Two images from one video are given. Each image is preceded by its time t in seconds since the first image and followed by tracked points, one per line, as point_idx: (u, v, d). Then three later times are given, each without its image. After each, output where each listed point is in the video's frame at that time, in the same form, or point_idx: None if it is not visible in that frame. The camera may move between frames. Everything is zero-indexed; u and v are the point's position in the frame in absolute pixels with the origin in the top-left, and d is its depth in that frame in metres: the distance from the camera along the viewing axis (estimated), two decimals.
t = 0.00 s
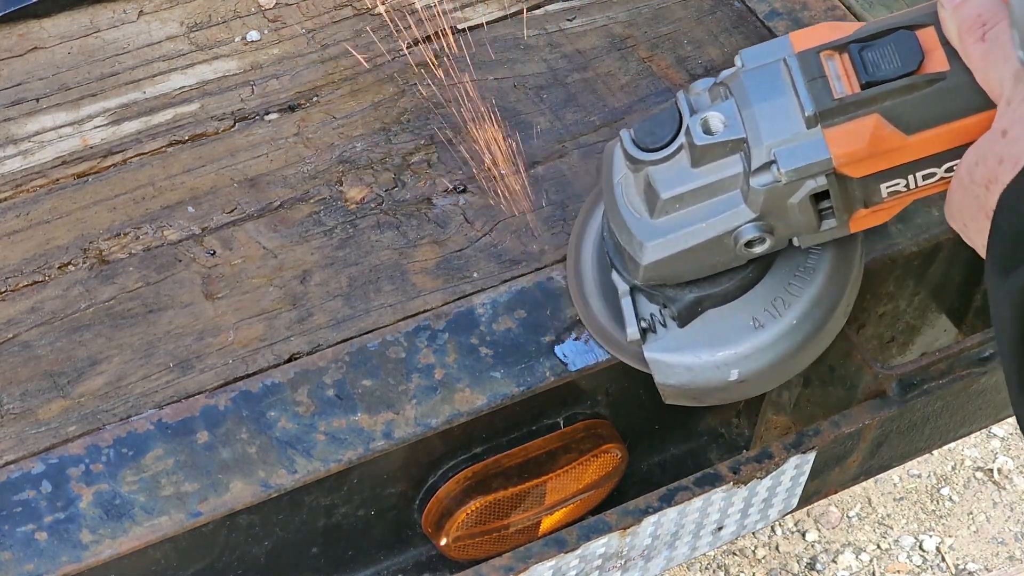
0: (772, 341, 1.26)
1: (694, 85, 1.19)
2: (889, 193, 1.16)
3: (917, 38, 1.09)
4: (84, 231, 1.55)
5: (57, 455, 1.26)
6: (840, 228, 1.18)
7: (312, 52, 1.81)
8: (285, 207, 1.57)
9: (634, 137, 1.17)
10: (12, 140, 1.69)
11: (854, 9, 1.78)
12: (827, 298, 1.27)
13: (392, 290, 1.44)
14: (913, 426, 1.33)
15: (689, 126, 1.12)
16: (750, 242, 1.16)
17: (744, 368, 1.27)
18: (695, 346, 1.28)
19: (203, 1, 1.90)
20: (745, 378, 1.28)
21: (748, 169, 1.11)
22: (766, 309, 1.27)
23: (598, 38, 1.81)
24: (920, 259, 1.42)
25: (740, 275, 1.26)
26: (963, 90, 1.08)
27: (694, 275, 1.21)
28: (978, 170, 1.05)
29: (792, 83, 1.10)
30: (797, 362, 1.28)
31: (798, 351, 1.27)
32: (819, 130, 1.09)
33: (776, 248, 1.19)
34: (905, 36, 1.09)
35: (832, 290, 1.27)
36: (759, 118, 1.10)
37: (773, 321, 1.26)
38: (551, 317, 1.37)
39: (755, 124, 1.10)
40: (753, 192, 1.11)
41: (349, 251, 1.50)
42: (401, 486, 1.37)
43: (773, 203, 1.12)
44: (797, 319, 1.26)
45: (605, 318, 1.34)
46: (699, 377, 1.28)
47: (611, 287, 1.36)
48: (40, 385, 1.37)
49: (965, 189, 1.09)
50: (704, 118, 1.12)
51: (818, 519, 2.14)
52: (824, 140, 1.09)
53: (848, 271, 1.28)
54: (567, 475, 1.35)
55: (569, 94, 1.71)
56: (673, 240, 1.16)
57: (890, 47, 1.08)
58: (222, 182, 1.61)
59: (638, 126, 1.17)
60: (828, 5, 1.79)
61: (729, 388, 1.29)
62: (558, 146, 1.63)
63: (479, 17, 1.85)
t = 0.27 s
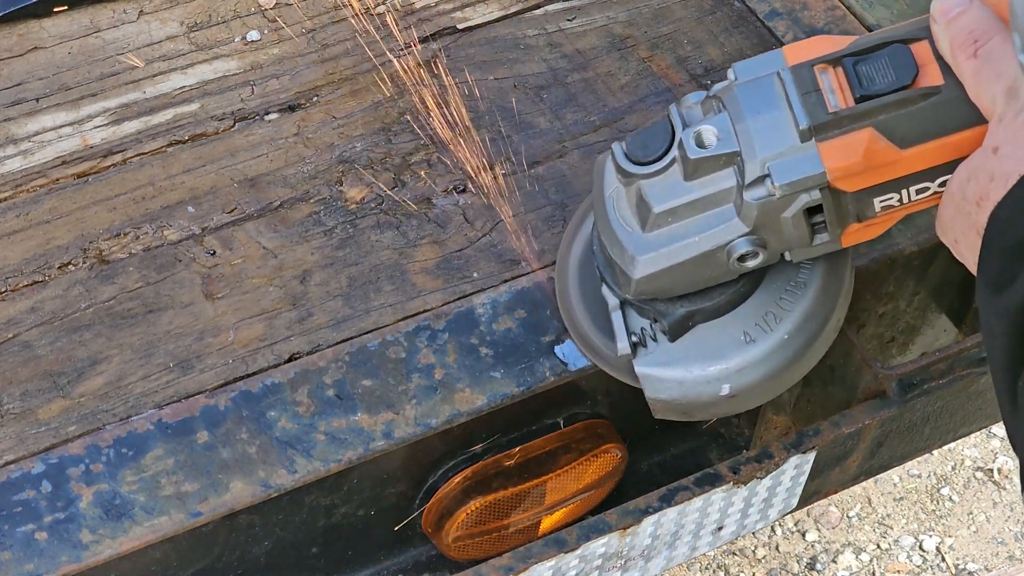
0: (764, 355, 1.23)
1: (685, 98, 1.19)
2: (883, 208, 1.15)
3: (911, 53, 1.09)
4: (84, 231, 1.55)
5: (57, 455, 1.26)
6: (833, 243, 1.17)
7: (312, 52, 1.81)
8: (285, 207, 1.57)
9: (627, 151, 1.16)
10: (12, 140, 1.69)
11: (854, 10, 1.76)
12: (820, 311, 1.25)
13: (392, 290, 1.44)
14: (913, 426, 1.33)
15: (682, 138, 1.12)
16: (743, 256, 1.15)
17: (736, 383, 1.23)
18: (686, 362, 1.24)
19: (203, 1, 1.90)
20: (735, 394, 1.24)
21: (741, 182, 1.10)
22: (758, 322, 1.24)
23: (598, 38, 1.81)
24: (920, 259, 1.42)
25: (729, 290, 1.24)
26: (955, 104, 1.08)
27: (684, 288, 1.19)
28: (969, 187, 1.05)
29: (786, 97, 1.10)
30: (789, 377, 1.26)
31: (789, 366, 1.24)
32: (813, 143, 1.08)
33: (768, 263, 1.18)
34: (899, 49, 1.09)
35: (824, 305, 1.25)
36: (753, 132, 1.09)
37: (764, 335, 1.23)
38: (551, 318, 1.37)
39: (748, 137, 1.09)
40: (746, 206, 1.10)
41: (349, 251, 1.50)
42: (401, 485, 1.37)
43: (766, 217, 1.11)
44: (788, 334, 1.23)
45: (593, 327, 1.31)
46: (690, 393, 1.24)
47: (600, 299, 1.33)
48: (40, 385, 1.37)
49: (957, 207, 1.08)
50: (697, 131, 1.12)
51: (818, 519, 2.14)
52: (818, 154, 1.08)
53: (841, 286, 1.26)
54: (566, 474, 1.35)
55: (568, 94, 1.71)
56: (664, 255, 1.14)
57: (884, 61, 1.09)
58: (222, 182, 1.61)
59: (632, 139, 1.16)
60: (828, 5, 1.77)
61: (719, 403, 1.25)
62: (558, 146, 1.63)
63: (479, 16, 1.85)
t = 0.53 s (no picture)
0: (871, 235, 1.20)
1: None
2: (998, 91, 1.02)
3: None
4: (84, 230, 1.55)
5: (57, 455, 1.26)
6: (948, 125, 1.09)
7: (312, 52, 1.81)
8: (285, 207, 1.57)
9: (747, 21, 1.19)
10: (12, 140, 1.69)
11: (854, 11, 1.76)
12: (934, 195, 1.20)
13: (392, 290, 1.44)
14: (913, 426, 1.33)
15: (800, 10, 1.13)
16: (851, 131, 1.11)
17: (842, 258, 1.22)
18: (794, 233, 1.24)
19: (203, 2, 1.90)
20: (841, 270, 1.22)
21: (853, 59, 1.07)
22: (869, 202, 1.20)
23: (598, 38, 1.81)
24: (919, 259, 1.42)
25: (842, 167, 1.20)
26: None
27: (800, 163, 1.19)
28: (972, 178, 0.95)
29: None
30: (896, 260, 1.23)
31: (898, 249, 1.21)
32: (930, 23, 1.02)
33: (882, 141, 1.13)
34: None
35: (938, 188, 1.20)
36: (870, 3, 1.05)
37: (874, 215, 1.20)
38: (551, 317, 1.37)
39: (861, 8, 1.05)
40: (856, 79, 1.06)
41: (349, 251, 1.50)
42: (401, 486, 1.37)
43: (874, 92, 1.06)
44: (899, 215, 1.19)
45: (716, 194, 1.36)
46: (796, 265, 1.24)
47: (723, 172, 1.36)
48: (40, 385, 1.36)
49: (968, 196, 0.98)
50: (816, 4, 1.12)
51: (818, 519, 2.14)
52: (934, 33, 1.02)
53: (955, 169, 1.20)
54: (566, 475, 1.35)
55: (569, 94, 1.71)
56: (774, 124, 1.15)
57: None
58: (222, 182, 1.61)
59: (752, 9, 1.18)
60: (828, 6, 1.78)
61: (825, 277, 1.24)
62: (558, 146, 1.63)
63: (479, 17, 1.85)
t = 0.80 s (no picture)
0: (827, 241, 1.29)
1: None
2: (942, 98, 1.18)
3: None
4: (84, 230, 1.55)
5: (57, 455, 1.26)
6: (895, 132, 1.23)
7: (312, 52, 1.81)
8: (285, 207, 1.57)
9: (693, 42, 1.27)
10: (12, 140, 1.69)
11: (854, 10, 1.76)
12: (882, 200, 1.30)
13: (392, 290, 1.44)
14: (913, 426, 1.33)
15: (746, 31, 1.22)
16: (804, 146, 1.22)
17: (800, 267, 1.29)
18: (752, 246, 1.32)
19: (203, 2, 1.90)
20: (800, 279, 1.30)
21: (803, 74, 1.18)
22: (821, 211, 1.30)
23: (598, 38, 1.81)
24: (920, 259, 1.42)
25: (793, 178, 1.31)
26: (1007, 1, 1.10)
27: (755, 175, 1.28)
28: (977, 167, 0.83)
29: None
30: (851, 263, 1.31)
31: (854, 251, 1.30)
32: (872, 35, 1.14)
33: (832, 151, 1.24)
34: None
35: (886, 193, 1.30)
36: (814, 24, 1.16)
37: (828, 223, 1.29)
38: (551, 318, 1.37)
39: (811, 29, 1.17)
40: (807, 96, 1.18)
41: (349, 251, 1.50)
42: (401, 486, 1.37)
43: (826, 108, 1.18)
44: (851, 221, 1.29)
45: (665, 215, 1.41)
46: (755, 277, 1.31)
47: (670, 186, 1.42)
48: (40, 385, 1.36)
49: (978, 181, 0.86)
50: (761, 23, 1.21)
51: (818, 519, 2.14)
52: (877, 44, 1.13)
53: (899, 177, 1.31)
54: (566, 475, 1.35)
55: (569, 94, 1.71)
56: (727, 142, 1.25)
57: None
58: (222, 182, 1.61)
59: (699, 30, 1.27)
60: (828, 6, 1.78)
61: (784, 288, 1.31)
62: (558, 146, 1.63)
63: (479, 17, 1.85)
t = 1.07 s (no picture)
0: (840, 259, 1.31)
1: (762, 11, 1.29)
2: (948, 112, 1.16)
3: None
4: (84, 230, 1.55)
5: (57, 455, 1.26)
6: (904, 147, 1.22)
7: (312, 52, 1.81)
8: (285, 207, 1.57)
9: (700, 65, 1.28)
10: (12, 140, 1.69)
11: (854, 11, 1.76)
12: (894, 215, 1.31)
13: (392, 290, 1.44)
14: (913, 426, 1.33)
15: (750, 52, 1.22)
16: (813, 164, 1.23)
17: (813, 285, 1.32)
18: (766, 266, 1.34)
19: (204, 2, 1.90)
20: (814, 296, 1.32)
21: (807, 93, 1.18)
22: (834, 228, 1.32)
23: (598, 38, 1.81)
24: (920, 259, 1.42)
25: (806, 197, 1.33)
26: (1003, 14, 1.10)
27: (766, 195, 1.30)
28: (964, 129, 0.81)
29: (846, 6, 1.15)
30: (865, 279, 1.32)
31: (867, 267, 1.31)
32: (874, 52, 1.13)
33: (841, 168, 1.24)
34: None
35: (898, 208, 1.31)
36: (815, 43, 1.16)
37: (841, 240, 1.31)
38: (551, 318, 1.37)
39: (812, 48, 1.16)
40: (812, 115, 1.18)
41: (349, 251, 1.50)
42: (401, 486, 1.37)
43: (832, 126, 1.18)
44: (863, 238, 1.30)
45: (680, 236, 1.42)
46: (770, 296, 1.34)
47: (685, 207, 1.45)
48: (40, 385, 1.37)
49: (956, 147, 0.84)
50: (764, 44, 1.21)
51: (818, 519, 2.13)
52: (879, 62, 1.12)
53: (913, 189, 1.31)
54: (566, 475, 1.35)
55: (569, 94, 1.71)
56: (737, 163, 1.26)
57: None
58: (222, 182, 1.61)
59: (704, 54, 1.28)
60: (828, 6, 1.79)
61: (799, 306, 1.34)
62: (558, 146, 1.63)
63: (479, 17, 1.85)
